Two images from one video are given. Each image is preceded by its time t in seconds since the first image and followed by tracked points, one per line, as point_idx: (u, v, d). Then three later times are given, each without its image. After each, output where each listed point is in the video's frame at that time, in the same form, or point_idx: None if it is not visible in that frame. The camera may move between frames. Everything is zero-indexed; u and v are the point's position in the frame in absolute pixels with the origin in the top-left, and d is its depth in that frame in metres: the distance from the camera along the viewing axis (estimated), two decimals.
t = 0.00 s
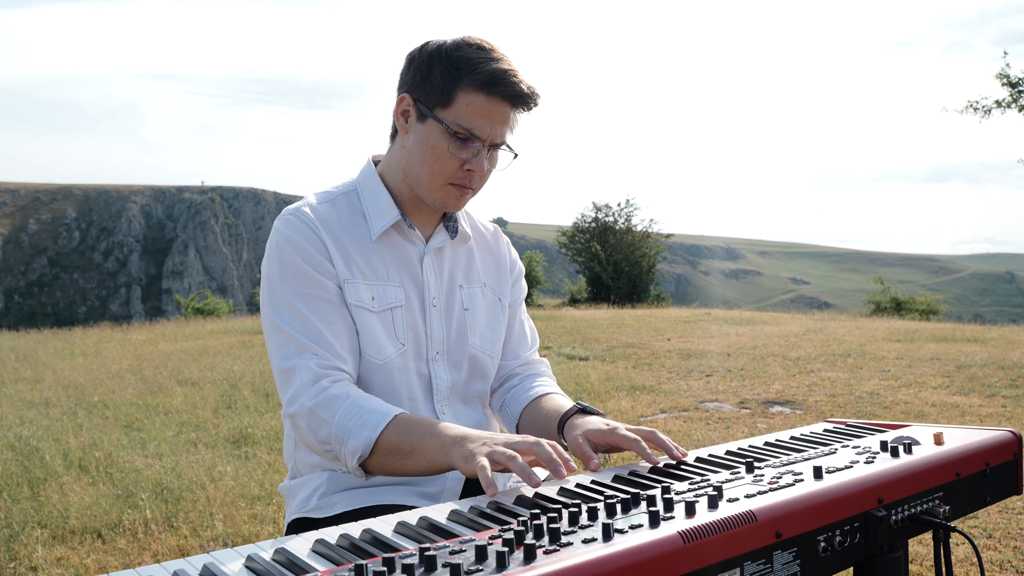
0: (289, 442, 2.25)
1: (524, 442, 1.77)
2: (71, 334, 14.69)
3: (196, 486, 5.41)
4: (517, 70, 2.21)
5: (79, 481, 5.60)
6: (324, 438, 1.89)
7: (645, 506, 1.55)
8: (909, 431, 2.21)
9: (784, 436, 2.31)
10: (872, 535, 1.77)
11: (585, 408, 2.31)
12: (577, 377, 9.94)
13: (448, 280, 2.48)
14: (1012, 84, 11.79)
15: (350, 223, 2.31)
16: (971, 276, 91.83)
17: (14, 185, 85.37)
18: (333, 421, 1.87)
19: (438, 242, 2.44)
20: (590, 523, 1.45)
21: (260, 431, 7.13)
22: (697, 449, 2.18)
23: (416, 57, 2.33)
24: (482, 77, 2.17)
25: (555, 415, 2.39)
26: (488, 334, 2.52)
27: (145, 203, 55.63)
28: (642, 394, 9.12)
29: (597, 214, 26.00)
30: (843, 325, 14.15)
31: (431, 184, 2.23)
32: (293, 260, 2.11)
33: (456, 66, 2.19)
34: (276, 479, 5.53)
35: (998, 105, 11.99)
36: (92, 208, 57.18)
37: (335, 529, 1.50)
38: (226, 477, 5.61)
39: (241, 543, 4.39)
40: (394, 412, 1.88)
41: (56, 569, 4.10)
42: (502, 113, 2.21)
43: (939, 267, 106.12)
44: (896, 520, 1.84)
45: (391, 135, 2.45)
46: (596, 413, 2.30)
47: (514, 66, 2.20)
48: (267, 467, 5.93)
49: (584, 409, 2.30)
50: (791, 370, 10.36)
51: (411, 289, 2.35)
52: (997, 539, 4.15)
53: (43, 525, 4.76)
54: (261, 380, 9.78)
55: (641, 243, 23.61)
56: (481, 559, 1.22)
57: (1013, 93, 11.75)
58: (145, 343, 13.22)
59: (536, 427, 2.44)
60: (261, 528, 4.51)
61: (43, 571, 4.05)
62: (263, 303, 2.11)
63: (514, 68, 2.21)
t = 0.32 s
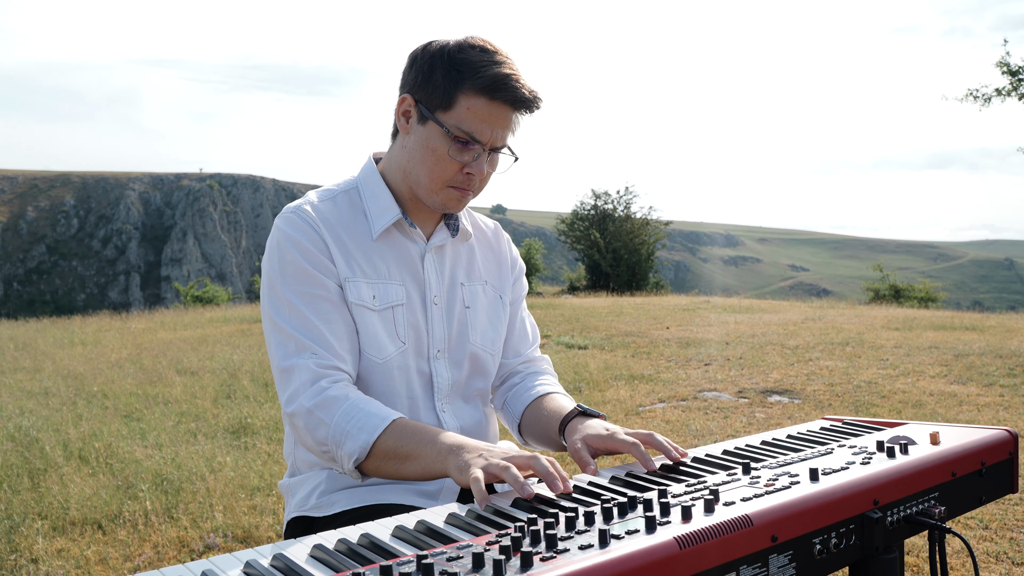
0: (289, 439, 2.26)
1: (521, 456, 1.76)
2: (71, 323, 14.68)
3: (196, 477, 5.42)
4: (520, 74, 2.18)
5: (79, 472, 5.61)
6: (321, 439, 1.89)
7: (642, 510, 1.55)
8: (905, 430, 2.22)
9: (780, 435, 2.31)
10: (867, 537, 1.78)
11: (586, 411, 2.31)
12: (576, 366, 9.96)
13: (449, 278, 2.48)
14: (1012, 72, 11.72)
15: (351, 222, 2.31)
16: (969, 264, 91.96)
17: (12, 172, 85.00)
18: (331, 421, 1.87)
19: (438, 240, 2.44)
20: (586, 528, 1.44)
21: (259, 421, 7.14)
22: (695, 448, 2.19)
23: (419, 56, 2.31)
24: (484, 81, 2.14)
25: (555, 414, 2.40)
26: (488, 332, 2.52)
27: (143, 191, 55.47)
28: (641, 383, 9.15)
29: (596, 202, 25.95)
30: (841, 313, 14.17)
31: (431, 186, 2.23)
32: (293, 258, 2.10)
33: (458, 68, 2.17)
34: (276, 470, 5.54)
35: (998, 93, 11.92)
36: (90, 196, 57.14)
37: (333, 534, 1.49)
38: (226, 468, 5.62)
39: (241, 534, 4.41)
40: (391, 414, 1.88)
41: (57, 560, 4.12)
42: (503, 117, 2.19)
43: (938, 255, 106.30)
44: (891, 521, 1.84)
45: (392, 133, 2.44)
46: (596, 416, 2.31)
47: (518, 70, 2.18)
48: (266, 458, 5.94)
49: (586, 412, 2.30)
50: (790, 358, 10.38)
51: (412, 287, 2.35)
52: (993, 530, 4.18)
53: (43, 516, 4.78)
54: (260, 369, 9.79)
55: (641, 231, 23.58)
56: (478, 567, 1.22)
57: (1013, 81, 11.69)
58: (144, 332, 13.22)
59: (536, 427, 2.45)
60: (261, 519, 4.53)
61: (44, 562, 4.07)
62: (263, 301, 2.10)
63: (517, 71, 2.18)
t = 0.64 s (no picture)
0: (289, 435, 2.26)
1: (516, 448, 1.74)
2: (70, 311, 14.70)
3: (196, 466, 5.44)
4: (521, 70, 2.17)
5: (79, 462, 5.63)
6: (314, 431, 1.89)
7: (638, 510, 1.55)
8: (902, 427, 2.23)
9: (779, 430, 2.32)
10: (863, 535, 1.78)
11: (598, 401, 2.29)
12: (575, 355, 9.98)
13: (449, 274, 2.48)
14: (1012, 60, 11.67)
15: (351, 218, 2.31)
16: (968, 252, 92.06)
17: (11, 160, 84.67)
18: (324, 413, 1.86)
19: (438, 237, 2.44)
20: (583, 528, 1.44)
21: (259, 411, 7.16)
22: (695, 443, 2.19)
23: (419, 52, 2.29)
24: (484, 76, 2.14)
25: (566, 406, 2.39)
26: (488, 328, 2.52)
27: (142, 178, 55.31)
28: (640, 371, 9.18)
29: (596, 189, 25.89)
30: (840, 301, 14.19)
31: (432, 183, 2.22)
32: (291, 253, 2.10)
33: (459, 64, 2.16)
34: (276, 460, 5.56)
35: (998, 81, 11.88)
36: (88, 183, 57.01)
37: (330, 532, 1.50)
38: (226, 458, 5.63)
39: (242, 524, 4.43)
40: (384, 404, 1.87)
41: (58, 550, 4.14)
42: (504, 113, 2.19)
43: (938, 243, 106.39)
44: (887, 519, 1.85)
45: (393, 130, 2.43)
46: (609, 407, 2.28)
47: (518, 66, 2.17)
48: (266, 448, 5.96)
49: (598, 402, 2.28)
50: (788, 347, 10.41)
51: (412, 283, 2.35)
52: (990, 520, 4.20)
53: (44, 506, 4.80)
54: (260, 358, 9.81)
55: (640, 218, 23.56)
56: (475, 570, 1.23)
57: (1014, 69, 11.64)
58: (144, 321, 13.23)
59: (546, 419, 2.44)
60: (261, 509, 4.56)
61: (45, 553, 4.09)
62: (261, 296, 2.10)
63: (518, 67, 2.17)
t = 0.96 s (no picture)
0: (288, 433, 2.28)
1: (504, 462, 1.72)
2: (69, 300, 14.69)
3: (196, 458, 5.44)
4: (520, 67, 2.17)
5: (79, 453, 5.65)
6: (306, 433, 1.90)
7: (635, 515, 1.53)
8: (898, 426, 2.19)
9: (775, 431, 2.28)
10: (858, 538, 1.75)
11: (600, 413, 2.24)
12: (574, 344, 9.99)
13: (447, 273, 2.47)
14: (1013, 48, 11.64)
15: (348, 218, 2.30)
16: (967, 242, 92.06)
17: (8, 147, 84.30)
18: (316, 415, 1.88)
19: (437, 236, 2.42)
20: (579, 535, 1.42)
21: (258, 401, 7.18)
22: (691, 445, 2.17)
23: (418, 50, 2.28)
24: (484, 74, 2.13)
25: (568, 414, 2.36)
26: (486, 328, 2.51)
27: (140, 166, 55.16)
28: (639, 361, 9.19)
29: (595, 177, 25.83)
30: (839, 289, 14.20)
31: (431, 181, 2.21)
32: (287, 254, 2.11)
33: (459, 62, 2.16)
34: (275, 451, 5.58)
35: (999, 70, 11.84)
36: (86, 171, 56.82)
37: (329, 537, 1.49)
38: (226, 449, 5.64)
39: (241, 516, 4.46)
40: (376, 409, 1.88)
41: (59, 542, 4.15)
42: (504, 110, 2.18)
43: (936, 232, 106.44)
44: (883, 521, 1.81)
45: (392, 129, 2.42)
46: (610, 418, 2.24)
47: (518, 63, 2.16)
48: (266, 439, 5.97)
49: (599, 413, 2.25)
50: (787, 336, 10.42)
51: (409, 283, 2.34)
52: (987, 512, 4.23)
53: (44, 498, 4.81)
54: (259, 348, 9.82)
55: (640, 206, 23.54)
56: None
57: (1015, 58, 11.60)
58: (143, 310, 13.23)
59: (544, 423, 2.41)
60: (260, 502, 4.57)
61: (46, 545, 4.11)
62: (258, 297, 2.12)
63: (517, 65, 2.17)
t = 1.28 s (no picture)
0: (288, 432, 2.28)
1: (508, 468, 1.73)
2: (68, 289, 14.68)
3: (196, 449, 5.45)
4: (519, 65, 2.16)
5: (80, 444, 5.66)
6: (306, 430, 1.91)
7: (633, 519, 1.52)
8: (894, 426, 2.18)
9: (773, 430, 2.28)
10: (855, 539, 1.74)
11: (600, 414, 2.23)
12: (574, 333, 9.99)
13: (446, 272, 2.46)
14: (1014, 36, 11.58)
15: (348, 217, 2.29)
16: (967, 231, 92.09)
17: (6, 135, 83.95)
18: (316, 412, 1.88)
19: (436, 235, 2.41)
20: (578, 539, 1.41)
21: (258, 391, 7.19)
22: (688, 444, 2.17)
23: (417, 48, 2.27)
24: (483, 72, 2.12)
25: (568, 416, 2.34)
26: (486, 326, 2.51)
27: (138, 154, 54.95)
28: (638, 350, 9.21)
29: (594, 165, 25.78)
30: (838, 278, 14.21)
31: (431, 179, 2.21)
32: (287, 253, 2.11)
33: (458, 60, 2.15)
34: (275, 442, 5.59)
35: (999, 58, 11.79)
36: (83, 159, 56.65)
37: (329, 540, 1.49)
38: (226, 440, 5.65)
39: (242, 507, 4.48)
40: (376, 407, 1.89)
41: (61, 534, 4.17)
42: (503, 108, 2.17)
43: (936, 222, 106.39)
44: (880, 523, 1.80)
45: (392, 127, 2.42)
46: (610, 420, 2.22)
47: (516, 61, 2.15)
48: (266, 430, 5.98)
49: (599, 415, 2.23)
50: (786, 325, 10.44)
51: (408, 282, 2.34)
52: (984, 503, 4.24)
53: (45, 489, 4.84)
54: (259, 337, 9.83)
55: (639, 194, 23.51)
56: None
57: (1015, 46, 11.55)
58: (142, 299, 13.23)
59: (544, 422, 2.41)
60: (261, 493, 4.59)
61: (48, 537, 4.13)
62: (259, 295, 2.12)
63: (516, 63, 2.16)
